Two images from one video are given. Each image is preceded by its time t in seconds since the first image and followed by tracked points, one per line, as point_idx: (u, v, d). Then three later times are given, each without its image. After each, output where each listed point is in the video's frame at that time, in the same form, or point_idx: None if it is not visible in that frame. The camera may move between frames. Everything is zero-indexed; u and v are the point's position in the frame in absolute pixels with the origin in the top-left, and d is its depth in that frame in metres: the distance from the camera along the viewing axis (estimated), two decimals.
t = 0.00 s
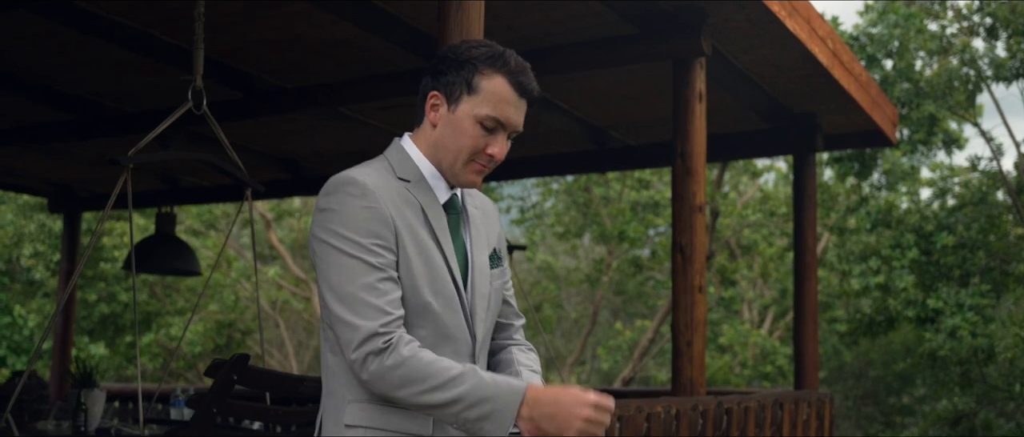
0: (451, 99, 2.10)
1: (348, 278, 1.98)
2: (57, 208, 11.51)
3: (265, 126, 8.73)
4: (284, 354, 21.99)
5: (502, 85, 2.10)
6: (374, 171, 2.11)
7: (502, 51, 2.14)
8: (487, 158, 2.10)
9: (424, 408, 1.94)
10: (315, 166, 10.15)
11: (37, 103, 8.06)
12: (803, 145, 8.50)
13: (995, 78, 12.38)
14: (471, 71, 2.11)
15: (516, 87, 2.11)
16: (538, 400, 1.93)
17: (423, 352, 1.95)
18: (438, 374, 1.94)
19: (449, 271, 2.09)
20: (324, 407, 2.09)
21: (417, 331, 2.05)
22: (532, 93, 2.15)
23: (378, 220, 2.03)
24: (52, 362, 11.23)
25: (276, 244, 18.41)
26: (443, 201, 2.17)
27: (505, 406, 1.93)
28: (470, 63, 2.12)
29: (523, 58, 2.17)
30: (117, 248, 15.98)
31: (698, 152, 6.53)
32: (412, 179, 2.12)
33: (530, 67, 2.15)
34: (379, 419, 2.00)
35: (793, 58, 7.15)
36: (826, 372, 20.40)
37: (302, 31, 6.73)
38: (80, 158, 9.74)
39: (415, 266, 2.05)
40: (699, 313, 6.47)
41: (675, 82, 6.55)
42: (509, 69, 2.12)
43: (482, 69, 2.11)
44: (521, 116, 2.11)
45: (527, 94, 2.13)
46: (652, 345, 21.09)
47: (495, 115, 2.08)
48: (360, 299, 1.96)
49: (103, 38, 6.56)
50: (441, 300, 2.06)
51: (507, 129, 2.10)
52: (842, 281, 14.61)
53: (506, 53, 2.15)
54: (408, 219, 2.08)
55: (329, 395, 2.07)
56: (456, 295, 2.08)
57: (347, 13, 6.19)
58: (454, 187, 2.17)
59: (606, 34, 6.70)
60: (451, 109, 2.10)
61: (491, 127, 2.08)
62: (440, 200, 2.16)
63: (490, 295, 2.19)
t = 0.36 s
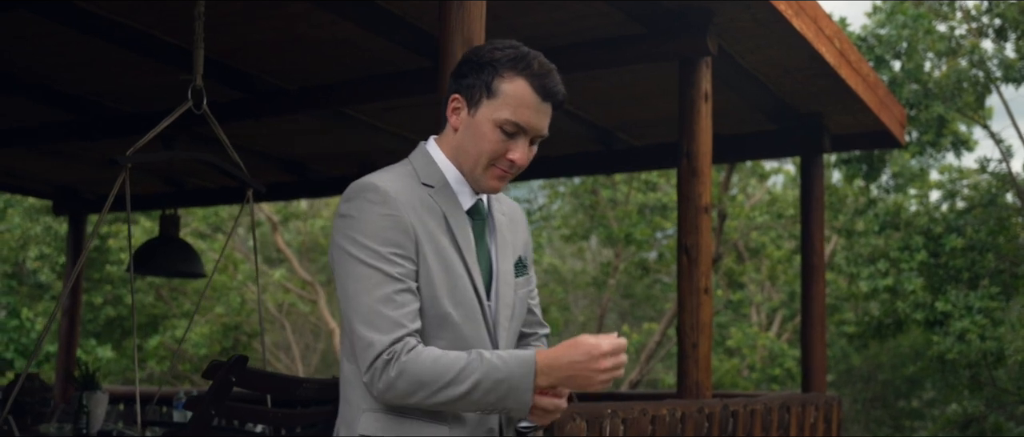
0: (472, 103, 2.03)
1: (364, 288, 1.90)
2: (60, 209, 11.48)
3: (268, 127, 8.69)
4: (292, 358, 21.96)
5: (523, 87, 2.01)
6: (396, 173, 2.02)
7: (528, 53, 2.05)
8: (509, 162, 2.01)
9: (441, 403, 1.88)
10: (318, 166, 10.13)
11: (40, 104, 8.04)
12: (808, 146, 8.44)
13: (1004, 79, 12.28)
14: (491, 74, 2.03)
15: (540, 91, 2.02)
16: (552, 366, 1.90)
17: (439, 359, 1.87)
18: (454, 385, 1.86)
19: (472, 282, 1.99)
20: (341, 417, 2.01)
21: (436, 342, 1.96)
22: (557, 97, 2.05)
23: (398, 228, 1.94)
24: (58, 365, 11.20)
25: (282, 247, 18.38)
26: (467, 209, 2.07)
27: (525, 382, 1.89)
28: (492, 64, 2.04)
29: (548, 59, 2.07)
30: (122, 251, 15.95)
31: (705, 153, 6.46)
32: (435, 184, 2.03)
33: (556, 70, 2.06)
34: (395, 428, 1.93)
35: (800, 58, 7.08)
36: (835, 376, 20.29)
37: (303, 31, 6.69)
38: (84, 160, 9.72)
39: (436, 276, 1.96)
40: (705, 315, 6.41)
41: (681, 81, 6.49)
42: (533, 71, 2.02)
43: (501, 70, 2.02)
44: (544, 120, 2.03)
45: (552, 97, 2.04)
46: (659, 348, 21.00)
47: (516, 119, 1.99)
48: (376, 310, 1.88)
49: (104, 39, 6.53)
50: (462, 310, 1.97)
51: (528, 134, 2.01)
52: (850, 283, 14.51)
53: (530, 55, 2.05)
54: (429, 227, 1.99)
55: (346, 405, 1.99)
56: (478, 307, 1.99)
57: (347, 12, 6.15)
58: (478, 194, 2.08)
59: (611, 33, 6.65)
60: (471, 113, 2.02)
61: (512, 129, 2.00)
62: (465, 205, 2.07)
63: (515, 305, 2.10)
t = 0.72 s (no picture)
0: (491, 113, 1.92)
1: (384, 307, 1.78)
2: (62, 211, 11.44)
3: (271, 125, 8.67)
4: (299, 361, 21.91)
5: (542, 92, 1.89)
6: (417, 185, 1.91)
7: (549, 58, 1.93)
8: (532, 171, 1.89)
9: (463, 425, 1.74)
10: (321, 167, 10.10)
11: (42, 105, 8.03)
12: (813, 146, 8.39)
13: (1013, 81, 12.19)
14: (508, 81, 1.91)
15: (560, 95, 1.89)
16: (574, 359, 1.76)
17: (462, 382, 1.73)
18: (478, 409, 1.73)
19: (500, 300, 1.87)
20: None
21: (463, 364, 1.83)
22: (582, 101, 1.93)
23: (421, 244, 1.82)
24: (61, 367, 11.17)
25: (288, 250, 18.36)
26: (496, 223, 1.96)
27: (551, 381, 1.75)
28: (508, 71, 1.93)
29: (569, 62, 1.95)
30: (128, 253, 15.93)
31: (709, 153, 6.41)
32: (458, 197, 1.91)
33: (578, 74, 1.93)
34: None
35: (805, 57, 7.03)
36: (845, 380, 20.15)
37: (304, 31, 6.66)
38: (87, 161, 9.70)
39: (460, 295, 1.84)
40: (709, 314, 6.34)
41: (684, 80, 6.44)
42: (551, 76, 1.90)
43: (520, 74, 1.91)
44: (566, 125, 1.90)
45: (575, 100, 1.91)
46: (667, 352, 20.90)
47: (536, 126, 1.88)
48: (395, 331, 1.76)
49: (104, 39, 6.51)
50: (489, 330, 1.84)
51: (550, 141, 1.89)
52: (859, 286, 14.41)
53: (551, 58, 1.94)
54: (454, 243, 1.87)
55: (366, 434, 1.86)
56: (505, 326, 1.86)
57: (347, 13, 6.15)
58: (504, 207, 1.96)
59: (613, 33, 6.61)
60: (491, 123, 1.91)
61: (532, 135, 1.88)
62: (489, 219, 1.94)
63: (550, 324, 1.99)
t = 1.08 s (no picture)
0: (498, 132, 1.92)
1: (393, 339, 1.78)
2: (63, 213, 11.45)
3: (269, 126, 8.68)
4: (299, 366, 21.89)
5: (547, 107, 1.89)
6: (418, 212, 1.91)
7: (552, 72, 1.93)
8: (544, 191, 1.89)
9: None
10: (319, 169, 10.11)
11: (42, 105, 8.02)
12: (810, 146, 8.38)
13: (1013, 82, 12.15)
14: (512, 97, 1.92)
15: (567, 111, 1.89)
16: (606, 414, 1.73)
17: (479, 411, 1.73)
18: None
19: (510, 328, 1.87)
20: None
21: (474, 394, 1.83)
22: (590, 117, 1.93)
23: (427, 272, 1.83)
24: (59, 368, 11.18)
25: (288, 254, 18.35)
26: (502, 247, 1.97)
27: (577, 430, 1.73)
28: (512, 87, 1.93)
29: (574, 74, 1.95)
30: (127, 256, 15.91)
31: (703, 151, 6.39)
32: (465, 220, 1.93)
33: (586, 88, 1.93)
34: None
35: (800, 56, 7.01)
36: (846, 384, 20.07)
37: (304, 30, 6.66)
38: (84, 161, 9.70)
39: (469, 323, 1.84)
40: (703, 313, 6.33)
41: (679, 77, 6.43)
42: (557, 90, 1.90)
43: (524, 91, 1.91)
44: (576, 142, 1.90)
45: (582, 117, 1.91)
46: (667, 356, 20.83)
47: (543, 144, 1.87)
48: (405, 362, 1.76)
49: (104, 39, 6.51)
50: (502, 357, 1.85)
51: (562, 159, 1.89)
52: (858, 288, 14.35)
53: (554, 72, 1.94)
54: (461, 271, 1.87)
55: None
56: (518, 352, 1.87)
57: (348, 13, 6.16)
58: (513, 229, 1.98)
59: (610, 31, 6.61)
60: (497, 142, 1.92)
61: (540, 155, 1.88)
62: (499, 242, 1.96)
63: (561, 349, 1.99)
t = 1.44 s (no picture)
0: (496, 119, 1.97)
1: (388, 313, 1.88)
2: (52, 212, 11.48)
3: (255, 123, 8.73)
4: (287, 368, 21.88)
5: (546, 94, 1.93)
6: (416, 192, 2.00)
7: (552, 56, 1.98)
8: (544, 179, 1.95)
9: None
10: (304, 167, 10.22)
11: (35, 104, 8.07)
12: (790, 144, 8.44)
13: (994, 83, 12.21)
14: (510, 83, 1.96)
15: (566, 100, 1.93)
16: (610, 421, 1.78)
17: (469, 393, 1.82)
18: (488, 416, 1.81)
19: (506, 306, 1.95)
20: None
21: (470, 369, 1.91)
22: (592, 103, 1.97)
23: (422, 251, 1.92)
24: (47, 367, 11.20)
25: (276, 256, 18.38)
26: (502, 228, 2.03)
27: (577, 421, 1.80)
28: (511, 72, 1.98)
29: (575, 58, 1.99)
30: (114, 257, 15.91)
31: (683, 146, 6.44)
32: (460, 199, 2.00)
33: (588, 75, 1.97)
34: None
35: (780, 53, 7.07)
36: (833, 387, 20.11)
37: (291, 28, 6.71)
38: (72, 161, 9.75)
39: (463, 300, 1.92)
40: (684, 308, 6.38)
41: (660, 73, 6.50)
42: (557, 76, 1.94)
43: (523, 79, 1.95)
44: (576, 130, 1.94)
45: (583, 103, 1.95)
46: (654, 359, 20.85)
47: (543, 132, 1.92)
48: (401, 338, 1.85)
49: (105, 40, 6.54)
50: (498, 334, 1.93)
51: (561, 147, 1.94)
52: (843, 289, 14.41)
53: (554, 55, 1.98)
54: (456, 251, 1.96)
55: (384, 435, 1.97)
56: (515, 330, 1.94)
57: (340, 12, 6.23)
58: (511, 212, 2.04)
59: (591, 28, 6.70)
60: (496, 129, 1.97)
61: (540, 142, 1.93)
62: (498, 223, 2.02)
63: (565, 331, 2.05)
